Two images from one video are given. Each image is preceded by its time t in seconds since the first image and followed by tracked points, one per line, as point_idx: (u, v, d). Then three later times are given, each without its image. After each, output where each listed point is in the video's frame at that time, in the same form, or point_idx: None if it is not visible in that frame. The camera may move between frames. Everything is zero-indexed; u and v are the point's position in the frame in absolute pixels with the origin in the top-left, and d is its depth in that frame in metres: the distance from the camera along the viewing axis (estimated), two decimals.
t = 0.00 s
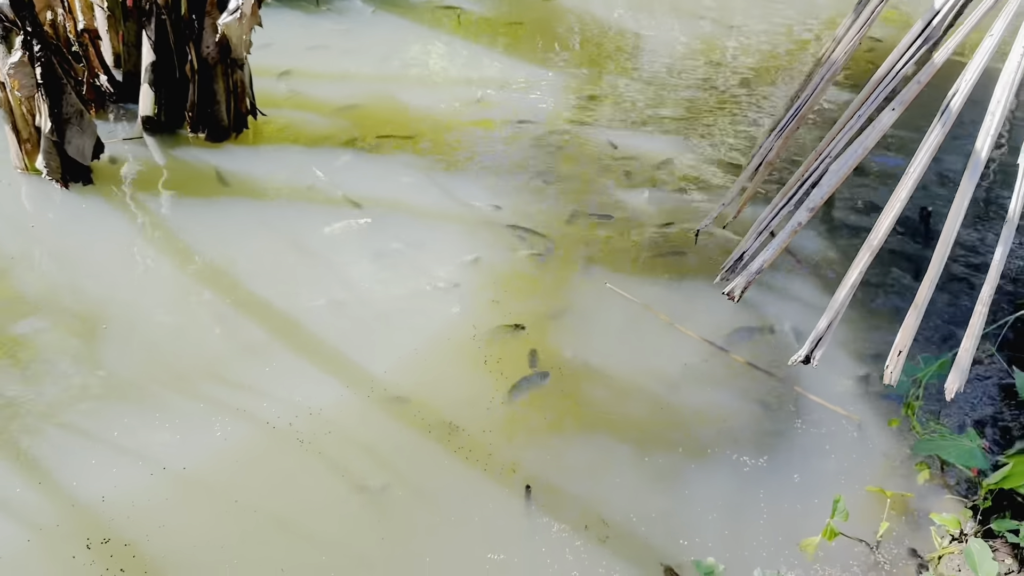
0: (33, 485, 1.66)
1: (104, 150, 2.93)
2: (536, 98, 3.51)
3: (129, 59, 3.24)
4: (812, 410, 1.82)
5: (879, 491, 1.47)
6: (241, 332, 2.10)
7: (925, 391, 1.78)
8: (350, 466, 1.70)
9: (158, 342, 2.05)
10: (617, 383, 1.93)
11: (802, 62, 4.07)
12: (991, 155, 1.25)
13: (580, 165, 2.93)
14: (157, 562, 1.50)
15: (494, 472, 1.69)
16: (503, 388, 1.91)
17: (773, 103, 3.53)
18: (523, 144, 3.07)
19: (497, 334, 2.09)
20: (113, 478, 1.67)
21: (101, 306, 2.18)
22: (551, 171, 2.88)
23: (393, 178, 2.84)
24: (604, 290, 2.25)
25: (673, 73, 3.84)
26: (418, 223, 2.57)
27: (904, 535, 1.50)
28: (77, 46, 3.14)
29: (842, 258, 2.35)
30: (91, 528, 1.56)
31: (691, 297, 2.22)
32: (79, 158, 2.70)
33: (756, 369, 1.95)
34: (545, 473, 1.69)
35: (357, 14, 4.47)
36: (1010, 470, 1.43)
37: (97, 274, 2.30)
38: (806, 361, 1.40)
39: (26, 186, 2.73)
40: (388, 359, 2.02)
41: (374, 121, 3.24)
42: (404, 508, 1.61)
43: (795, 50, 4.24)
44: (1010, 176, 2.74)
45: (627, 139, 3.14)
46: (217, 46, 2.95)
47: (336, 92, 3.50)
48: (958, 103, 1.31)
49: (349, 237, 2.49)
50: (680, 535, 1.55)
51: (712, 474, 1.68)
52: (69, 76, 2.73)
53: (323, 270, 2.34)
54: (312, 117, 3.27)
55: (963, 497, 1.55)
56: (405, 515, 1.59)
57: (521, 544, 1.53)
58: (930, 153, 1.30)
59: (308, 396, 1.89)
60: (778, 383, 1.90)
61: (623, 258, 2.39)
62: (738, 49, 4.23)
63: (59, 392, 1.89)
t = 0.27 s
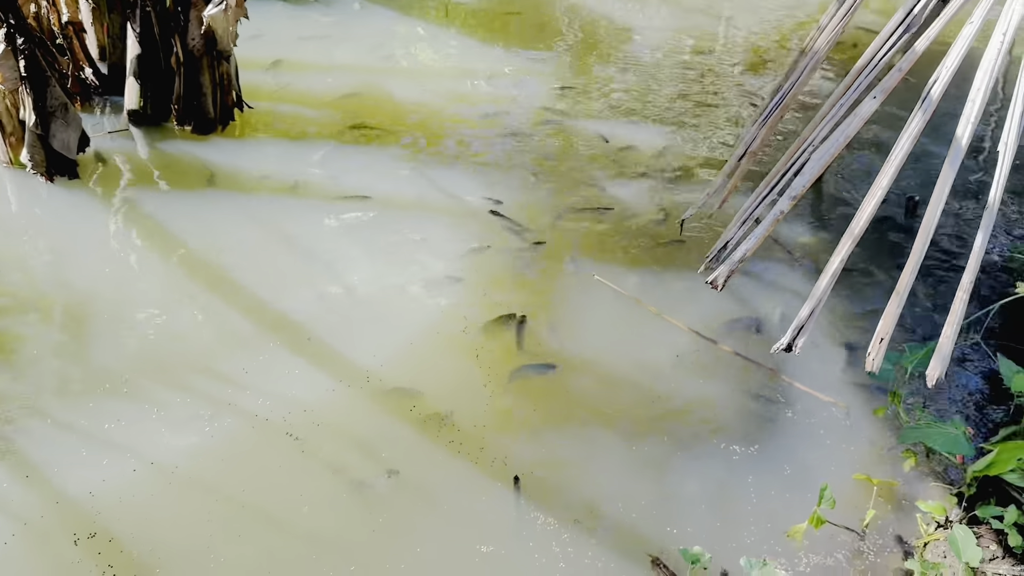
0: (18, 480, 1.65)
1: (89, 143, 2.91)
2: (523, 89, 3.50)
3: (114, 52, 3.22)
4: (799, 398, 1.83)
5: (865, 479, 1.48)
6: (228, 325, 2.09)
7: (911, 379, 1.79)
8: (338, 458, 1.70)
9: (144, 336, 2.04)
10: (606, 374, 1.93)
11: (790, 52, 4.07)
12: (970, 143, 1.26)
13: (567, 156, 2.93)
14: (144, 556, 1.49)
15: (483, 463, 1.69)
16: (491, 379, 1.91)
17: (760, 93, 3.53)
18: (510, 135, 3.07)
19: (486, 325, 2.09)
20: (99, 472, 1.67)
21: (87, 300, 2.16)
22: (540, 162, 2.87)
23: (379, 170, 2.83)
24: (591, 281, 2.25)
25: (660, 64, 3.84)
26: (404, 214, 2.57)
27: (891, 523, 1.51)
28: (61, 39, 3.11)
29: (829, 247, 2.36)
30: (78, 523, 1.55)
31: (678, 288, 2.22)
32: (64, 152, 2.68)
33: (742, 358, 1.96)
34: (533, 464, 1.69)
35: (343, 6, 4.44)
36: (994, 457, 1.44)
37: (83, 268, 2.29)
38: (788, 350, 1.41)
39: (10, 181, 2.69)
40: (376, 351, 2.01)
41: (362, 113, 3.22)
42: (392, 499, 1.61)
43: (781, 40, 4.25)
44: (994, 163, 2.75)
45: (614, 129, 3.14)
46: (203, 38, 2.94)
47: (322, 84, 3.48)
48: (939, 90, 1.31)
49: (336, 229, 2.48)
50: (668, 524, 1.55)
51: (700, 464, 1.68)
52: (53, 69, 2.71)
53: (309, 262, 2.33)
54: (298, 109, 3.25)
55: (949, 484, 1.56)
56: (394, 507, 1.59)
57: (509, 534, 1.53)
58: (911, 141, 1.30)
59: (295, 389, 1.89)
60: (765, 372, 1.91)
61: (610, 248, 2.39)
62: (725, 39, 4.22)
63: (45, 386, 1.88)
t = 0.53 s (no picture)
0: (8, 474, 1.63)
1: (78, 136, 2.88)
2: (514, 81, 3.49)
3: (102, 45, 3.19)
4: (791, 388, 1.84)
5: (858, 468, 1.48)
6: (219, 319, 2.07)
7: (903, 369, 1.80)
8: (331, 450, 1.69)
9: (135, 329, 2.02)
10: (599, 365, 1.93)
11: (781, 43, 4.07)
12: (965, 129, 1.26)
13: (559, 148, 2.92)
14: (135, 550, 1.48)
15: (477, 455, 1.68)
16: (485, 371, 1.91)
17: (751, 85, 3.53)
18: (502, 127, 3.06)
19: (478, 317, 2.08)
20: (90, 466, 1.65)
21: (76, 294, 2.14)
22: (532, 155, 2.86)
23: (370, 162, 2.81)
24: (584, 273, 2.25)
25: (651, 56, 3.83)
26: (396, 207, 2.55)
27: (884, 511, 1.51)
28: (49, 31, 3.05)
29: (821, 238, 2.36)
30: (68, 517, 1.54)
31: (671, 279, 2.22)
32: (52, 145, 2.66)
33: (735, 348, 1.96)
34: (527, 455, 1.68)
35: None
36: (987, 445, 1.43)
37: (72, 262, 2.26)
38: (783, 337, 1.39)
39: None
40: (368, 343, 2.00)
41: (353, 105, 3.21)
42: (386, 491, 1.60)
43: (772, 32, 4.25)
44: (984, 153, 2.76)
45: (606, 121, 3.13)
46: (192, 30, 2.89)
47: (312, 76, 3.46)
48: (933, 76, 1.31)
49: (327, 222, 2.47)
50: (663, 513, 1.55)
51: (694, 454, 1.68)
52: (40, 61, 2.68)
53: (301, 255, 2.32)
54: (288, 101, 3.23)
55: (942, 473, 1.56)
56: (388, 499, 1.59)
57: (503, 526, 1.52)
58: (906, 127, 1.29)
59: (287, 381, 1.88)
60: (757, 362, 1.91)
61: (602, 240, 2.39)
62: (716, 31, 4.22)
63: (34, 381, 1.86)
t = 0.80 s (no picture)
0: None
1: (66, 133, 2.85)
2: (506, 77, 3.47)
3: (91, 40, 3.16)
4: (784, 382, 1.84)
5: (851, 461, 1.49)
6: (210, 315, 2.06)
7: (895, 361, 1.80)
8: (324, 447, 1.68)
9: (125, 327, 2.01)
10: (593, 360, 1.93)
11: (773, 38, 4.07)
12: (959, 120, 1.26)
13: (551, 143, 2.91)
14: (127, 548, 1.47)
15: (471, 450, 1.68)
16: (478, 367, 1.90)
17: (743, 80, 3.53)
18: (494, 123, 3.05)
19: (473, 312, 2.08)
20: (81, 464, 1.64)
21: (66, 291, 2.12)
22: (524, 150, 2.86)
23: (362, 158, 2.80)
24: (577, 268, 2.24)
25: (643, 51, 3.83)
26: (387, 202, 2.54)
27: (877, 504, 1.51)
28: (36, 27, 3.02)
29: (814, 233, 2.36)
30: (59, 516, 1.52)
31: (664, 274, 2.22)
32: (41, 141, 2.64)
33: (728, 342, 1.96)
34: (521, 450, 1.68)
35: None
36: (979, 437, 1.44)
37: (61, 259, 2.24)
38: (778, 329, 1.40)
39: None
40: (361, 339, 1.99)
41: (344, 101, 3.19)
42: (379, 487, 1.59)
43: (764, 27, 4.25)
44: (976, 146, 2.77)
45: (598, 117, 3.13)
46: (182, 26, 2.87)
47: (303, 71, 3.44)
48: (927, 67, 1.31)
49: (319, 218, 2.46)
50: (656, 508, 1.55)
51: (688, 449, 1.68)
52: (28, 57, 2.65)
53: (292, 251, 2.30)
54: (278, 97, 3.21)
55: (934, 465, 1.57)
56: (382, 496, 1.58)
57: (497, 521, 1.52)
58: (900, 117, 1.29)
59: (279, 378, 1.86)
60: (750, 357, 1.91)
61: (596, 235, 2.38)
62: (707, 26, 4.22)
63: (24, 379, 1.84)
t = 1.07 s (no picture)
0: None
1: (54, 134, 2.83)
2: (496, 77, 3.46)
3: (78, 41, 3.13)
4: (774, 384, 1.83)
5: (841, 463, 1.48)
6: (198, 318, 2.04)
7: (885, 363, 1.80)
8: (314, 451, 1.67)
9: (113, 330, 1.99)
10: (585, 362, 1.92)
11: (764, 39, 4.07)
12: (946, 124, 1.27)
13: (542, 144, 2.90)
14: (114, 554, 1.45)
15: (461, 454, 1.67)
16: (469, 369, 1.89)
17: (733, 80, 3.53)
18: (484, 124, 3.04)
19: (464, 315, 2.07)
20: (68, 469, 1.62)
21: (52, 293, 2.11)
22: (514, 151, 2.85)
23: (352, 159, 2.79)
24: (568, 269, 2.23)
25: (634, 51, 3.82)
26: (377, 204, 2.53)
27: (866, 506, 1.51)
28: (23, 27, 2.97)
29: (804, 234, 2.36)
30: (45, 522, 1.51)
31: (655, 275, 2.22)
32: (28, 143, 2.61)
33: (718, 344, 1.96)
34: (512, 453, 1.67)
35: None
36: (969, 439, 1.43)
37: (48, 262, 2.22)
38: (766, 333, 1.42)
39: None
40: (351, 342, 1.98)
41: (334, 102, 3.18)
42: (368, 492, 1.58)
43: (754, 27, 4.26)
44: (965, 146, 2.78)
45: (588, 117, 3.12)
46: (170, 27, 2.85)
47: (292, 72, 3.42)
48: (914, 71, 1.31)
49: (309, 220, 2.44)
50: (646, 511, 1.55)
51: (679, 451, 1.68)
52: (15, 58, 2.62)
53: (282, 254, 2.29)
54: (268, 98, 3.19)
55: (924, 466, 1.57)
56: (372, 500, 1.57)
57: (488, 525, 1.51)
58: (888, 121, 1.30)
59: (268, 382, 1.85)
60: (741, 358, 1.91)
61: (586, 236, 2.38)
62: (698, 26, 4.22)
63: (10, 384, 1.82)
